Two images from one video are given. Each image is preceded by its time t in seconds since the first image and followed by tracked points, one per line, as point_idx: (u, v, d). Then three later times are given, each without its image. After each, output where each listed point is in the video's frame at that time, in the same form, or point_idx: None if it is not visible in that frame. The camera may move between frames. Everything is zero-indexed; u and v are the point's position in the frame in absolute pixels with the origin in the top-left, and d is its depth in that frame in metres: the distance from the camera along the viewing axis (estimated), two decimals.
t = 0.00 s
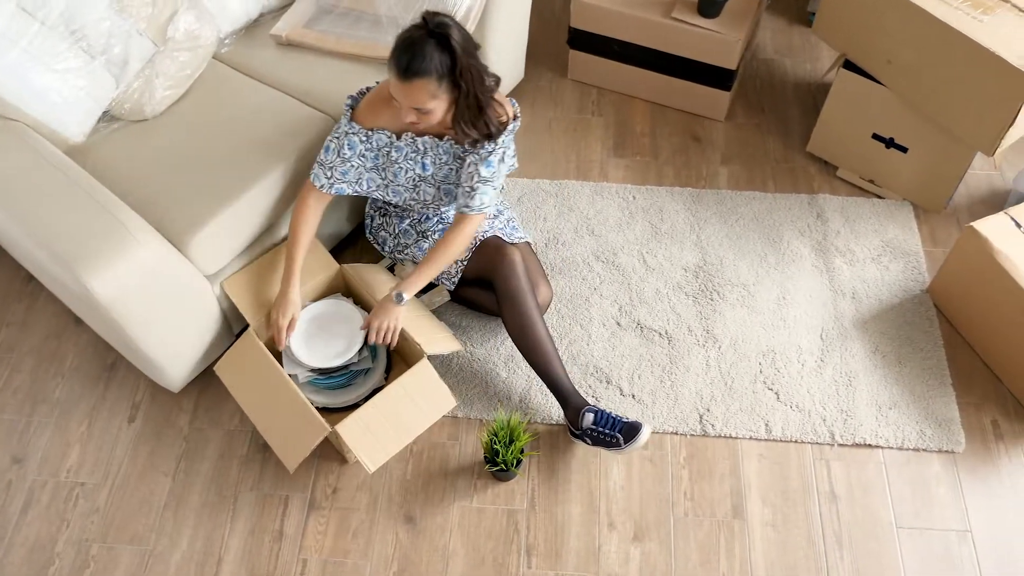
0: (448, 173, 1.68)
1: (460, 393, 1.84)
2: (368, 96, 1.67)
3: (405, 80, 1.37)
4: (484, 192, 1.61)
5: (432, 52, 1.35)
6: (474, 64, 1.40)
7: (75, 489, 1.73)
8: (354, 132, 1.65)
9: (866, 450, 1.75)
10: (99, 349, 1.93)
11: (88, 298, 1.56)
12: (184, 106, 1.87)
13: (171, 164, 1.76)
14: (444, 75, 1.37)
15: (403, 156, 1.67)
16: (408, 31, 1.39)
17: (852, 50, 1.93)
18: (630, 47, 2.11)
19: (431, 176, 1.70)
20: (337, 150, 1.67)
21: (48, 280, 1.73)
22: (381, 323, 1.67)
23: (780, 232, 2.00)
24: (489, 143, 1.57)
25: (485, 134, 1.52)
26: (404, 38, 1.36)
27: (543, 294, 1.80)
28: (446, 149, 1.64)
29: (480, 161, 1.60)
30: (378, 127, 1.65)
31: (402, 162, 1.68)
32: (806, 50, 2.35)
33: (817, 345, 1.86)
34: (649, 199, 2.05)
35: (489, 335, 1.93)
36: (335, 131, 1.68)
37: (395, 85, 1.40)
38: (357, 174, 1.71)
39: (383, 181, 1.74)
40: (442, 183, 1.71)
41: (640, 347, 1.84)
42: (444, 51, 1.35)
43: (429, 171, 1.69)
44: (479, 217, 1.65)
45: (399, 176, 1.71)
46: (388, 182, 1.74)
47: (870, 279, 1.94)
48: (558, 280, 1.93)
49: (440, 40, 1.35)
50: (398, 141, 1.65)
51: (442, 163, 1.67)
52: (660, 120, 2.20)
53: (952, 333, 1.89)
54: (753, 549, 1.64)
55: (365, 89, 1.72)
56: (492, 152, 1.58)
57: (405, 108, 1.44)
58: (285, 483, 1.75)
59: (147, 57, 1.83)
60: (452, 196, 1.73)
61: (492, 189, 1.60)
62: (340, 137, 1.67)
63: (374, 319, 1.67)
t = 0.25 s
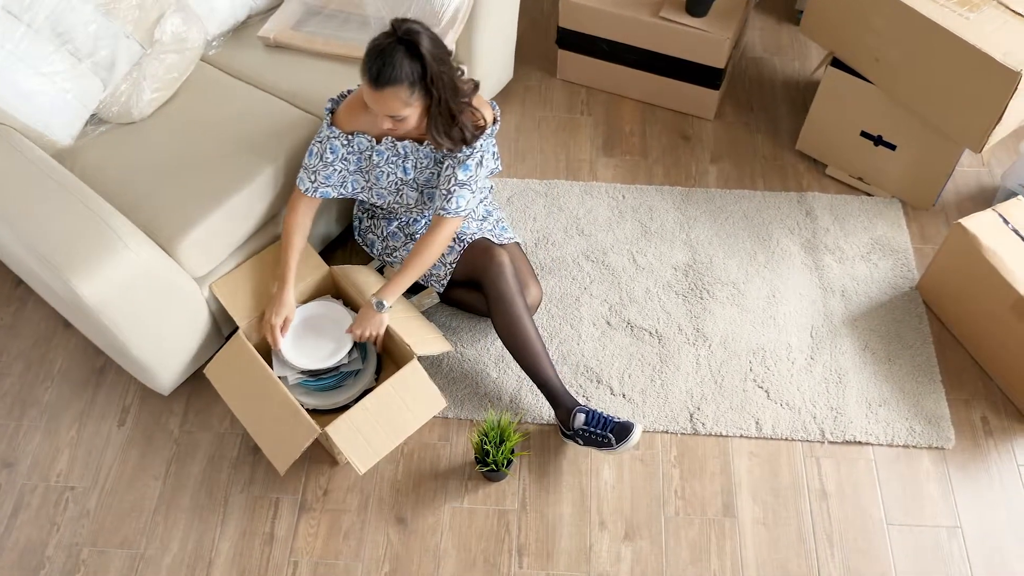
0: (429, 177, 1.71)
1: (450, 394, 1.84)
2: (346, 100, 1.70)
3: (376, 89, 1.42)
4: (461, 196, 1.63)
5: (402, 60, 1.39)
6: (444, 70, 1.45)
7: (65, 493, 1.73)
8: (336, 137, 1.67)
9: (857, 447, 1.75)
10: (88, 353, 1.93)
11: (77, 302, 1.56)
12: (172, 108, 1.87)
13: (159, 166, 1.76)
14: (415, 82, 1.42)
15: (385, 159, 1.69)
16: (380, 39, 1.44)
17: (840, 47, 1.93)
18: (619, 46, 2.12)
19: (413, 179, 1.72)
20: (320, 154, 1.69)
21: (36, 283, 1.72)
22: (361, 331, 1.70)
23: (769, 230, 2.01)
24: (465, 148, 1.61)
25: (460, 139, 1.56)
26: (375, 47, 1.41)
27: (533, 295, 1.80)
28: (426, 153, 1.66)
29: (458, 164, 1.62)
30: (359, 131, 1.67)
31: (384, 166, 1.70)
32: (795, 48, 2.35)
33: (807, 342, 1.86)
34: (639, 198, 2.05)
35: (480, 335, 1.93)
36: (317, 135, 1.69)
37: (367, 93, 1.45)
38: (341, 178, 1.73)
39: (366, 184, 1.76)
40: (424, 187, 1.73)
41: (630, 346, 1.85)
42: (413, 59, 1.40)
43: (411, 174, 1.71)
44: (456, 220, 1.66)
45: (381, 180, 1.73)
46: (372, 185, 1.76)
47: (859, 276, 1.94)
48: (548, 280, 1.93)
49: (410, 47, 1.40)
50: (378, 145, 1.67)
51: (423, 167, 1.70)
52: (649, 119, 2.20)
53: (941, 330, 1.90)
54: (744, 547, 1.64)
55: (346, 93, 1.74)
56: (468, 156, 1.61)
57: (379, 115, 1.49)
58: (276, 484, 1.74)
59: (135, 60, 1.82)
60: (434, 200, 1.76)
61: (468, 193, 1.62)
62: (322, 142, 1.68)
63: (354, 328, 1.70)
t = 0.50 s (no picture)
0: (416, 181, 1.71)
1: (441, 396, 1.83)
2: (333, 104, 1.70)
3: (361, 100, 1.43)
4: (447, 200, 1.63)
5: (385, 72, 1.40)
6: (426, 79, 1.45)
7: (54, 498, 1.72)
8: (323, 140, 1.67)
9: (846, 445, 1.76)
10: (77, 357, 1.92)
11: (64, 307, 1.55)
12: (159, 111, 1.86)
13: (147, 169, 1.75)
14: (399, 92, 1.43)
15: (372, 163, 1.69)
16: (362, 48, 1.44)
17: (828, 45, 1.94)
18: (607, 46, 2.12)
19: (401, 183, 1.72)
20: (308, 157, 1.69)
21: (24, 288, 1.72)
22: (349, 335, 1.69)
23: (758, 229, 2.01)
24: (450, 153, 1.60)
25: (446, 145, 1.57)
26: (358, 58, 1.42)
27: (522, 296, 1.80)
28: (413, 159, 1.66)
29: (444, 168, 1.63)
30: (346, 135, 1.67)
31: (372, 170, 1.70)
32: (782, 47, 2.36)
33: (796, 340, 1.86)
34: (628, 197, 2.06)
35: (470, 336, 1.93)
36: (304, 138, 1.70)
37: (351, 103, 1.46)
38: (329, 181, 1.73)
39: (354, 187, 1.76)
40: (412, 190, 1.73)
41: (620, 346, 1.85)
42: (396, 70, 1.41)
43: (398, 178, 1.71)
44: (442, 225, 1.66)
45: (369, 184, 1.74)
46: (360, 188, 1.76)
47: (848, 274, 1.95)
48: (537, 280, 1.93)
49: (392, 58, 1.41)
50: (366, 150, 1.67)
51: (411, 171, 1.70)
52: (638, 118, 2.21)
53: (930, 327, 1.90)
54: (735, 545, 1.64)
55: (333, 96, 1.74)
56: (455, 160, 1.61)
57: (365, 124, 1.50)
58: (266, 487, 1.74)
59: (121, 64, 1.81)
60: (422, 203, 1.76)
61: (454, 198, 1.62)
62: (310, 145, 1.69)
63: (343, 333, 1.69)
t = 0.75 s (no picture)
0: (404, 182, 1.71)
1: (430, 397, 1.83)
2: (321, 103, 1.70)
3: (352, 103, 1.43)
4: (436, 201, 1.63)
5: (376, 75, 1.40)
6: (417, 81, 1.45)
7: (43, 503, 1.72)
8: (311, 140, 1.67)
9: (836, 442, 1.76)
10: (65, 362, 1.92)
11: (51, 311, 1.55)
12: (146, 115, 1.86)
13: (133, 173, 1.75)
14: (390, 95, 1.43)
15: (360, 164, 1.69)
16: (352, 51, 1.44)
17: (814, 44, 1.94)
18: (595, 46, 2.12)
19: (389, 184, 1.72)
20: (296, 156, 1.68)
21: (10, 293, 1.71)
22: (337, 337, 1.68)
23: (746, 227, 2.02)
24: (439, 156, 1.60)
25: (437, 147, 1.57)
26: (348, 62, 1.42)
27: (511, 297, 1.80)
28: (402, 160, 1.66)
29: (432, 169, 1.62)
30: (335, 135, 1.67)
31: (359, 171, 1.70)
32: (770, 45, 2.36)
33: (785, 338, 1.86)
34: (616, 197, 2.06)
35: (459, 337, 1.93)
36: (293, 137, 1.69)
37: (342, 106, 1.46)
38: (317, 182, 1.73)
39: (341, 188, 1.76)
40: (400, 192, 1.73)
41: (609, 345, 1.85)
42: (387, 73, 1.41)
43: (386, 179, 1.71)
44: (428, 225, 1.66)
45: (357, 184, 1.73)
46: (348, 189, 1.76)
47: (836, 271, 1.95)
48: (526, 280, 1.93)
49: (383, 61, 1.41)
50: (355, 150, 1.67)
51: (399, 172, 1.69)
52: (626, 118, 2.21)
53: (918, 323, 1.91)
54: (725, 544, 1.64)
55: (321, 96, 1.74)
56: (443, 161, 1.61)
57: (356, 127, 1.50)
58: (256, 490, 1.74)
59: (107, 67, 1.80)
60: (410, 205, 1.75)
61: (443, 198, 1.62)
62: (298, 145, 1.69)
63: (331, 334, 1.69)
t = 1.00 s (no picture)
0: (392, 183, 1.70)
1: (420, 398, 1.83)
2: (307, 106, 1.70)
3: (343, 106, 1.43)
4: (425, 202, 1.63)
5: (366, 77, 1.41)
6: (406, 81, 1.46)
7: (31, 508, 1.71)
8: (298, 143, 1.67)
9: (825, 439, 1.76)
10: (53, 366, 1.91)
11: (37, 315, 1.54)
12: (132, 118, 1.85)
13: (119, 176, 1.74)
14: (380, 96, 1.44)
15: (347, 167, 1.69)
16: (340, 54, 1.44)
17: (801, 42, 1.94)
18: (582, 46, 2.12)
19: (376, 186, 1.71)
20: (284, 160, 1.68)
21: None
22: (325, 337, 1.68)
23: (735, 225, 2.02)
24: (428, 155, 1.60)
25: (426, 147, 1.58)
26: (337, 65, 1.42)
27: (500, 297, 1.80)
28: (389, 161, 1.66)
29: (420, 170, 1.62)
30: (321, 138, 1.67)
31: (346, 173, 1.70)
32: (758, 43, 2.36)
33: (774, 336, 1.87)
34: (605, 196, 2.06)
35: (449, 338, 1.92)
36: (280, 142, 1.69)
37: (332, 110, 1.46)
38: (305, 186, 1.73)
39: (330, 190, 1.75)
40: (388, 193, 1.72)
41: (599, 345, 1.85)
42: (376, 74, 1.41)
43: (374, 181, 1.70)
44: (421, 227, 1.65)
45: (345, 187, 1.73)
46: (336, 192, 1.75)
47: (824, 268, 1.96)
48: (515, 280, 1.93)
49: (372, 62, 1.41)
50: (342, 153, 1.67)
51: (386, 174, 1.69)
52: (614, 117, 2.21)
53: (906, 320, 1.91)
54: (715, 542, 1.65)
55: (307, 98, 1.74)
56: (432, 161, 1.61)
57: (347, 130, 1.50)
58: (246, 493, 1.74)
59: (93, 70, 1.79)
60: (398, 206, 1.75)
61: (432, 199, 1.61)
62: (285, 149, 1.68)
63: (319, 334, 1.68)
